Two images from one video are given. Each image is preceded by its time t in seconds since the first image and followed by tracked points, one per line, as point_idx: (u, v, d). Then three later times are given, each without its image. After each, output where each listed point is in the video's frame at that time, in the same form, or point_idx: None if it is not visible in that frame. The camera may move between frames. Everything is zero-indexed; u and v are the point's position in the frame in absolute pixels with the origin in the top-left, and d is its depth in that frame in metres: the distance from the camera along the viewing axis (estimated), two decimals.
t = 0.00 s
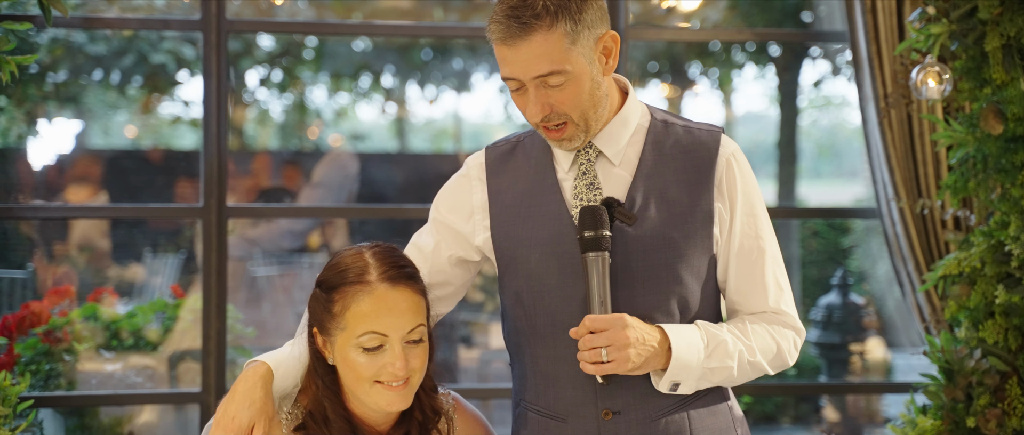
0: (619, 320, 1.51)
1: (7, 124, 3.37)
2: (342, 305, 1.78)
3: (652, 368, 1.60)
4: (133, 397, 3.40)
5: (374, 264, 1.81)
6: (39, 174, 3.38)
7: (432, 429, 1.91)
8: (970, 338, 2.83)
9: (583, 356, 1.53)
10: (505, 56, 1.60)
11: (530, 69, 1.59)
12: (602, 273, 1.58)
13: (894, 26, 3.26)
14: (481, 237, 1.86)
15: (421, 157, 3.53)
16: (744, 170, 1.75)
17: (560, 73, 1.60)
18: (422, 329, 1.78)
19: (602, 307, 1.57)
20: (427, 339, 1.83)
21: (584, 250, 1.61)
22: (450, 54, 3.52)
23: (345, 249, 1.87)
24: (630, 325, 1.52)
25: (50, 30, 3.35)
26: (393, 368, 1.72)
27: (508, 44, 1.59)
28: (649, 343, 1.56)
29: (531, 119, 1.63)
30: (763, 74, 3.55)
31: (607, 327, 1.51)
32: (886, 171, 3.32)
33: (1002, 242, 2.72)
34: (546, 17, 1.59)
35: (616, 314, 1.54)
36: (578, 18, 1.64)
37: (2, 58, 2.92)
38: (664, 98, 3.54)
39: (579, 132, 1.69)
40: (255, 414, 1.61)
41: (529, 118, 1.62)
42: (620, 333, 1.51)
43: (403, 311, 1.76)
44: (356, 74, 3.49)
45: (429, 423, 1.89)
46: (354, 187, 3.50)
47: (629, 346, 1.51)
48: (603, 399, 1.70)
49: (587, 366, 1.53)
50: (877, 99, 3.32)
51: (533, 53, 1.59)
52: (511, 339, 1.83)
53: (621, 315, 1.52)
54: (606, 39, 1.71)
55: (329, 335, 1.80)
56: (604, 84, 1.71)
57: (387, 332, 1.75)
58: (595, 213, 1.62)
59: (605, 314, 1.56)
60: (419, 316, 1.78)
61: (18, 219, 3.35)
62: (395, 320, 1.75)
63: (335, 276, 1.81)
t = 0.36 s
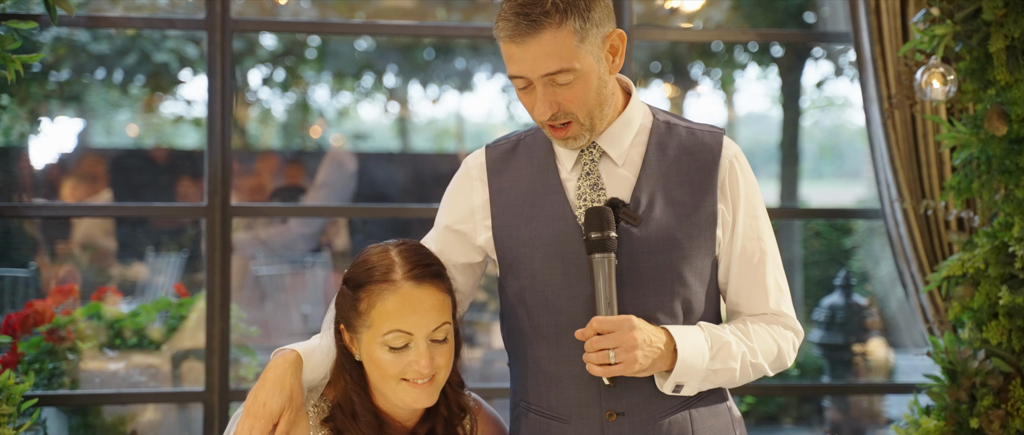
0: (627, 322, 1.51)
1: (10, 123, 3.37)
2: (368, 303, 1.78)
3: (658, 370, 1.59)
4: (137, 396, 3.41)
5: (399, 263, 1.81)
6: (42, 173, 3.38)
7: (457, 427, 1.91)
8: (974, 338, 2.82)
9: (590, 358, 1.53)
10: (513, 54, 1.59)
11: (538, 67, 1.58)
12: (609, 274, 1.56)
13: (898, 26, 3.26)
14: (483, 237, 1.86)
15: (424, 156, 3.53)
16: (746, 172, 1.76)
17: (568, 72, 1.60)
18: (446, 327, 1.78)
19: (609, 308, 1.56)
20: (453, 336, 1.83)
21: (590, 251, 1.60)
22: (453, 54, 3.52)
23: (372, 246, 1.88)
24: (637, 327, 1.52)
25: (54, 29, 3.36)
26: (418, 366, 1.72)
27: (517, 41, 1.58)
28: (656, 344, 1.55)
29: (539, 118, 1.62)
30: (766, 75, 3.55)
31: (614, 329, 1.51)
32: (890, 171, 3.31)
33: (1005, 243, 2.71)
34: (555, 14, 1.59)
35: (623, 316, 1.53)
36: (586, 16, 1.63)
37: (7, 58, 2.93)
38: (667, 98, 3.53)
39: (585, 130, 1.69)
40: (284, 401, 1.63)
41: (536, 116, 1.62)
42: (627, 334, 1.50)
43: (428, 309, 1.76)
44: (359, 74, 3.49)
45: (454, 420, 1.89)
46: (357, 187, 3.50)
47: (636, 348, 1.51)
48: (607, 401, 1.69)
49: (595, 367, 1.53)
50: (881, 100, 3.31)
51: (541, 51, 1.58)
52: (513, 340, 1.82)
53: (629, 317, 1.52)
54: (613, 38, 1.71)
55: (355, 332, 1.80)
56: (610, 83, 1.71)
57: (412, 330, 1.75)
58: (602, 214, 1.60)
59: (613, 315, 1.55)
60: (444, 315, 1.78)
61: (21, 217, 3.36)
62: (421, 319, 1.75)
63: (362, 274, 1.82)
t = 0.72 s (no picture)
0: (622, 326, 1.52)
1: (12, 124, 3.38)
2: (370, 307, 1.78)
3: (654, 374, 1.59)
4: (138, 397, 3.41)
5: (401, 267, 1.81)
6: (44, 174, 3.39)
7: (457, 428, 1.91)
8: (975, 341, 2.83)
9: (586, 362, 1.53)
10: (512, 57, 1.60)
11: (538, 69, 1.58)
12: (604, 279, 1.57)
13: (899, 29, 3.26)
14: (481, 240, 1.86)
15: (425, 158, 3.53)
16: (743, 175, 1.76)
17: (567, 74, 1.60)
18: (447, 331, 1.78)
19: (605, 312, 1.57)
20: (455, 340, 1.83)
21: (586, 255, 1.60)
22: (454, 56, 3.52)
23: (373, 249, 1.87)
24: (633, 331, 1.52)
25: (56, 31, 3.36)
26: (419, 371, 1.73)
27: (516, 44, 1.59)
28: (651, 348, 1.56)
29: (539, 120, 1.63)
30: (767, 77, 3.55)
31: (610, 333, 1.51)
32: (891, 174, 3.31)
33: (1006, 246, 2.71)
34: (553, 17, 1.59)
35: (619, 320, 1.54)
36: (584, 17, 1.64)
37: (10, 60, 2.93)
38: (668, 100, 3.53)
39: (584, 132, 1.70)
40: (262, 411, 1.64)
41: (536, 119, 1.62)
42: (623, 338, 1.51)
43: (430, 313, 1.77)
44: (360, 76, 3.50)
45: (454, 421, 1.90)
46: (359, 189, 3.51)
47: (632, 352, 1.51)
48: (604, 404, 1.69)
49: (591, 372, 1.54)
50: (882, 103, 3.31)
51: (541, 53, 1.59)
52: (510, 344, 1.82)
53: (624, 321, 1.52)
54: (611, 39, 1.72)
55: (356, 336, 1.81)
56: (608, 84, 1.72)
57: (414, 335, 1.75)
58: (598, 218, 1.60)
59: (608, 319, 1.56)
60: (445, 319, 1.78)
61: (23, 219, 3.37)
62: (422, 324, 1.76)
63: (364, 278, 1.82)
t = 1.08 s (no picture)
0: (626, 329, 1.52)
1: (13, 128, 3.38)
2: (325, 319, 1.75)
3: (660, 377, 1.60)
4: (139, 401, 3.42)
5: (358, 279, 1.78)
6: (45, 178, 3.39)
7: None
8: (976, 346, 2.84)
9: (591, 365, 1.54)
10: (527, 58, 1.60)
11: (552, 70, 1.59)
12: (609, 282, 1.57)
13: (900, 34, 3.26)
14: (491, 244, 1.87)
15: (426, 162, 3.53)
16: (754, 177, 1.75)
17: (582, 74, 1.61)
18: (406, 344, 1.75)
19: (610, 315, 1.57)
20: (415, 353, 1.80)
21: (591, 260, 1.59)
22: (455, 60, 3.53)
23: (336, 260, 1.85)
24: (638, 335, 1.53)
25: (57, 34, 3.37)
26: (376, 384, 1.70)
27: (529, 46, 1.59)
28: (657, 351, 1.56)
29: (553, 121, 1.62)
30: (768, 82, 3.55)
31: (614, 338, 1.51)
32: (892, 179, 3.31)
33: (1007, 251, 2.71)
34: (567, 17, 1.59)
35: (625, 323, 1.54)
36: (597, 18, 1.64)
37: (12, 63, 2.94)
38: (668, 105, 3.52)
39: (597, 134, 1.70)
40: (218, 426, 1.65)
41: (551, 120, 1.62)
42: (627, 342, 1.51)
43: (386, 327, 1.74)
44: (361, 79, 3.50)
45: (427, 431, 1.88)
46: (360, 193, 3.51)
47: (636, 356, 1.52)
48: (612, 407, 1.70)
49: (596, 375, 1.54)
50: (883, 108, 3.31)
51: (555, 53, 1.59)
52: (520, 347, 1.83)
53: (630, 325, 1.52)
54: (622, 40, 1.72)
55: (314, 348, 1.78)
56: (620, 86, 1.72)
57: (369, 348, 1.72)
58: (603, 221, 1.59)
59: (613, 323, 1.57)
60: (403, 331, 1.76)
61: (24, 222, 3.37)
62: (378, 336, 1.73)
63: (323, 289, 1.79)
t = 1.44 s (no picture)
0: (640, 332, 1.52)
1: (14, 130, 3.39)
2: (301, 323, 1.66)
3: (672, 378, 1.59)
4: (139, 403, 3.41)
5: (338, 293, 1.64)
6: (45, 180, 3.39)
7: None
8: (976, 347, 2.85)
9: (604, 367, 1.53)
10: (538, 56, 1.60)
11: (564, 69, 1.59)
12: (622, 283, 1.58)
13: (899, 34, 3.27)
14: (498, 244, 1.86)
15: (427, 163, 3.54)
16: (761, 179, 1.76)
17: (594, 73, 1.61)
18: (346, 372, 1.58)
19: (623, 317, 1.58)
20: (370, 382, 1.61)
21: (603, 261, 1.59)
22: (455, 62, 3.53)
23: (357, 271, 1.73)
24: (651, 337, 1.53)
25: (57, 37, 3.37)
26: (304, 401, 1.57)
27: (541, 44, 1.59)
28: (670, 352, 1.55)
29: (565, 120, 1.62)
30: (768, 83, 3.56)
31: (628, 339, 1.52)
32: (892, 180, 3.32)
33: (1007, 252, 2.72)
34: (579, 15, 1.60)
35: (637, 325, 1.54)
36: (607, 17, 1.65)
37: (11, 66, 2.94)
38: (668, 106, 3.53)
39: (606, 134, 1.70)
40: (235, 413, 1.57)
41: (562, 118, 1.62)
42: (641, 344, 1.51)
43: (326, 349, 1.58)
44: (361, 81, 3.50)
45: None
46: (361, 194, 3.51)
47: (651, 357, 1.52)
48: (622, 407, 1.70)
49: (609, 376, 1.54)
50: (882, 108, 3.32)
51: (567, 52, 1.59)
52: (528, 348, 1.82)
53: (643, 327, 1.52)
54: (631, 41, 1.73)
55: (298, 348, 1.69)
56: (629, 86, 1.73)
57: (309, 364, 1.58)
58: (616, 223, 1.60)
59: (626, 324, 1.56)
60: (344, 359, 1.58)
61: (25, 224, 3.37)
62: (320, 355, 1.58)
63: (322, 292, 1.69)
